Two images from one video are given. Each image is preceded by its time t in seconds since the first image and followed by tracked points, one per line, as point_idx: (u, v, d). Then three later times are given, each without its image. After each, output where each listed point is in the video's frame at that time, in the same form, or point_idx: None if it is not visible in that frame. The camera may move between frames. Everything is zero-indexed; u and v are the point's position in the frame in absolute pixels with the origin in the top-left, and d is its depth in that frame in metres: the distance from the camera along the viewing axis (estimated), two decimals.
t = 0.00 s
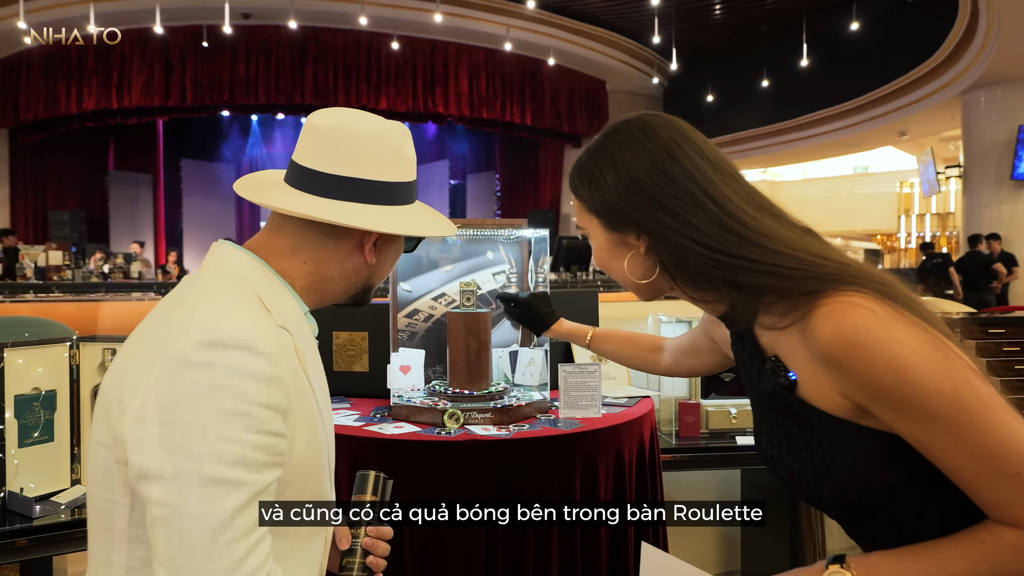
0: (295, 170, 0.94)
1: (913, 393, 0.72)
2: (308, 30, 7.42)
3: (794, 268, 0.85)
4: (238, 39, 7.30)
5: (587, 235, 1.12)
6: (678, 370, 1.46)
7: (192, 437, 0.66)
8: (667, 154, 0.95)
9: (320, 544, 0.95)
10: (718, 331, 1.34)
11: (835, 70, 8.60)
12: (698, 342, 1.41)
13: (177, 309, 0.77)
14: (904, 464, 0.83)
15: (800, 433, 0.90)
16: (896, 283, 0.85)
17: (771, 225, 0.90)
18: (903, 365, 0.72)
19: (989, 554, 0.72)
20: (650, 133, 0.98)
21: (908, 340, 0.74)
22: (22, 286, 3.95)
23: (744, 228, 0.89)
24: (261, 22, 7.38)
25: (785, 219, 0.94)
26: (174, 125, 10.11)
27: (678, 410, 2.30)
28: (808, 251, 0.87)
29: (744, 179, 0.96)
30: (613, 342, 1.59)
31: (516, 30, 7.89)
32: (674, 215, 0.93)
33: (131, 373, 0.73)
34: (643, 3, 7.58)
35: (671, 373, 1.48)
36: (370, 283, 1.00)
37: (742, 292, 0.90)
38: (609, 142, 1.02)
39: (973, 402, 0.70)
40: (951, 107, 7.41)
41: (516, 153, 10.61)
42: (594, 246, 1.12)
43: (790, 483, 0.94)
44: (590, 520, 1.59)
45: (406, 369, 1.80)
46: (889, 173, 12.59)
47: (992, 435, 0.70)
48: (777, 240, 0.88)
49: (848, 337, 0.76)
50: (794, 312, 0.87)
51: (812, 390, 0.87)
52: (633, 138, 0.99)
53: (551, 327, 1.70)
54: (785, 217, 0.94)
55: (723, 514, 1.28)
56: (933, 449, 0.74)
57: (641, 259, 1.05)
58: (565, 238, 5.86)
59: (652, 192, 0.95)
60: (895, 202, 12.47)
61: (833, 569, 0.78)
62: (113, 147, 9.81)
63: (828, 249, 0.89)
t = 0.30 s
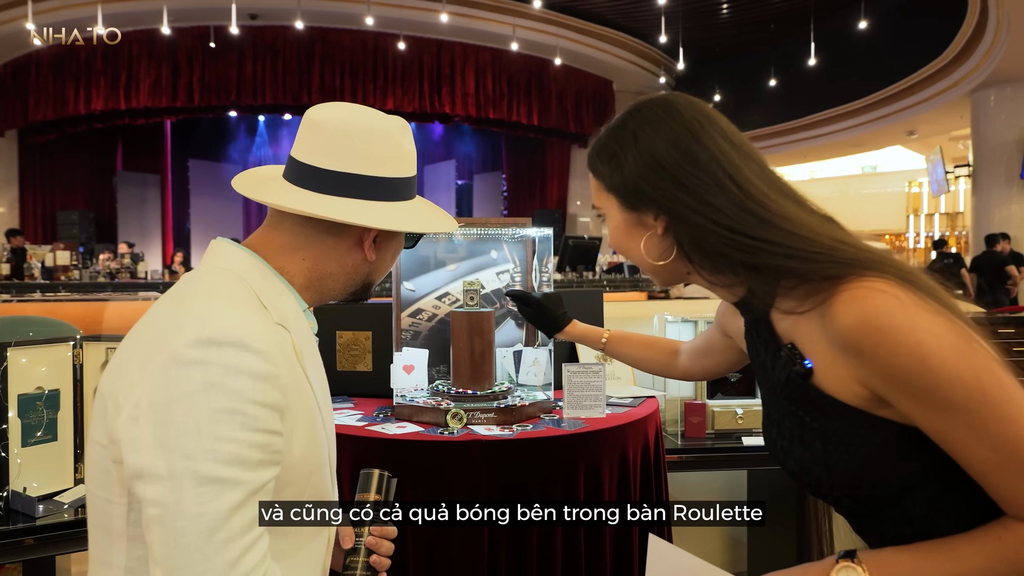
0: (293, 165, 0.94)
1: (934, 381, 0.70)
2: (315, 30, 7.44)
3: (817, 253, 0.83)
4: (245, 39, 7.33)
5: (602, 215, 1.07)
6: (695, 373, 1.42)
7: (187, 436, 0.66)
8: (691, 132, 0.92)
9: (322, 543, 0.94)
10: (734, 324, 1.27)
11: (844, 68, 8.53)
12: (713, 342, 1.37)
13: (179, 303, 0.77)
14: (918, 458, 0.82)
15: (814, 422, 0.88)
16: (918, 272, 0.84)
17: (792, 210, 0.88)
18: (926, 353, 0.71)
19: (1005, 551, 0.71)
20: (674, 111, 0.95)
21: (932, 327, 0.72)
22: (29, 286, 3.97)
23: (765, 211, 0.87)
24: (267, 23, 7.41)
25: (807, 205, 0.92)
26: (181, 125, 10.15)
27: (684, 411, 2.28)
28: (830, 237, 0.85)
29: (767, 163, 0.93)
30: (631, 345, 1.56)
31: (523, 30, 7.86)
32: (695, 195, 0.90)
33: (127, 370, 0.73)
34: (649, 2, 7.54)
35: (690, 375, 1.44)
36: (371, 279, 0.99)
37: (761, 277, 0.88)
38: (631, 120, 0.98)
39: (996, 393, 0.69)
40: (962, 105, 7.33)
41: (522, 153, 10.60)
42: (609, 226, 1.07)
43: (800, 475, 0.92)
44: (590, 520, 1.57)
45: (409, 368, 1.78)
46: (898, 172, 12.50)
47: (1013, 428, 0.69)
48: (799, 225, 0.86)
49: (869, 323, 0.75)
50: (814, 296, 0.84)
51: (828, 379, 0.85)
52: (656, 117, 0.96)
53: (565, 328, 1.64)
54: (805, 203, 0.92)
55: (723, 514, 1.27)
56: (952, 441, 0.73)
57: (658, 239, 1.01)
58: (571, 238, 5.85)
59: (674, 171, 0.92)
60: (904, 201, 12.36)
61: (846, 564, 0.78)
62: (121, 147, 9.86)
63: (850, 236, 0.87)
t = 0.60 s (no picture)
0: (291, 163, 0.93)
1: (970, 364, 0.68)
2: (321, 30, 7.45)
3: (857, 229, 0.80)
4: (250, 40, 7.34)
5: (633, 176, 0.99)
6: (725, 368, 1.35)
7: (182, 435, 0.66)
8: (737, 92, 0.87)
9: (325, 541, 0.93)
10: (758, 307, 1.19)
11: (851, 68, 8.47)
12: (738, 334, 1.30)
13: (175, 303, 0.76)
14: (939, 445, 0.79)
15: (837, 399, 0.85)
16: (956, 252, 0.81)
17: (836, 182, 0.85)
18: (966, 333, 0.68)
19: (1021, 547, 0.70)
20: (723, 71, 0.89)
21: (972, 309, 0.69)
22: (35, 286, 4.00)
23: (806, 180, 0.83)
24: (273, 23, 7.41)
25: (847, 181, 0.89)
26: (188, 125, 10.18)
27: (689, 411, 2.26)
28: (870, 212, 0.82)
29: (812, 134, 0.89)
30: (661, 343, 1.48)
31: (528, 30, 7.85)
32: (736, 156, 0.85)
33: (123, 370, 0.73)
34: (655, 2, 7.52)
35: (721, 373, 1.36)
36: (372, 276, 0.98)
37: (797, 248, 0.84)
38: (675, 77, 0.92)
39: None
40: (971, 104, 7.27)
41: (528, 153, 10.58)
42: (639, 188, 0.99)
43: (815, 456, 0.89)
44: (591, 521, 1.57)
45: (412, 369, 1.78)
46: (906, 172, 12.42)
47: None
48: (841, 198, 0.83)
49: (909, 301, 0.72)
50: (851, 269, 0.81)
51: (855, 358, 0.82)
52: (702, 76, 0.90)
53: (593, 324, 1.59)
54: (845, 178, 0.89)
55: (723, 514, 1.26)
56: (979, 428, 0.71)
57: (694, 203, 0.93)
58: (576, 238, 5.83)
59: (717, 132, 0.86)
60: (912, 201, 12.29)
61: (854, 550, 0.76)
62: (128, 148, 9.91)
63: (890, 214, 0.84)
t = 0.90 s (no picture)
0: (284, 160, 0.93)
1: (1012, 350, 0.66)
2: (325, 30, 7.47)
3: (901, 207, 0.78)
4: (255, 40, 7.36)
5: (666, 139, 0.96)
6: (729, 352, 1.34)
7: (173, 436, 0.65)
8: (784, 56, 0.84)
9: (323, 538, 0.92)
10: (774, 295, 1.16)
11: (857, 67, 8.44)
12: (749, 317, 1.28)
13: (167, 304, 0.75)
14: (961, 434, 0.77)
15: (861, 382, 0.82)
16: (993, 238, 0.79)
17: (880, 158, 0.83)
18: (1010, 319, 0.66)
19: None
20: (772, 35, 0.86)
21: (1017, 295, 0.67)
22: (38, 286, 4.01)
23: (854, 153, 0.81)
24: (277, 23, 7.43)
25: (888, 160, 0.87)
26: (193, 125, 10.21)
27: (692, 412, 2.25)
28: (911, 192, 0.80)
29: (857, 109, 0.87)
30: (662, 329, 1.46)
31: (532, 30, 7.85)
32: (780, 123, 0.82)
33: (116, 371, 0.73)
34: (659, 2, 7.51)
35: (725, 357, 1.36)
36: (368, 273, 0.98)
37: (837, 221, 0.82)
38: (720, 38, 0.89)
39: None
40: (977, 104, 7.25)
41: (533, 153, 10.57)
42: (671, 153, 0.95)
43: (830, 441, 0.86)
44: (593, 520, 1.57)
45: (413, 369, 1.78)
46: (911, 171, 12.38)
47: None
48: (886, 174, 0.81)
49: (950, 284, 0.70)
50: (891, 246, 0.78)
51: (883, 341, 0.80)
52: (750, 39, 0.86)
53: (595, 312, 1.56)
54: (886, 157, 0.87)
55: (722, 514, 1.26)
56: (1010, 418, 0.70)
57: (729, 171, 0.90)
58: (580, 237, 5.79)
59: (764, 98, 0.83)
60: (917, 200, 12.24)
61: (868, 543, 0.74)
62: (133, 148, 9.96)
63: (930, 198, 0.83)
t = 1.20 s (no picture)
0: (272, 154, 0.93)
1: None
2: (328, 30, 7.47)
3: (925, 202, 0.76)
4: (258, 40, 7.35)
5: (675, 132, 0.95)
6: (717, 339, 1.33)
7: (157, 438, 0.66)
8: (800, 45, 0.83)
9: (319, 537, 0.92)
10: (779, 289, 1.15)
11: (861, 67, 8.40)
12: (746, 306, 1.27)
13: (154, 303, 0.76)
14: (978, 436, 0.75)
15: (874, 382, 0.81)
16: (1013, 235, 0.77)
17: (899, 150, 0.82)
18: None
19: None
20: (787, 25, 0.85)
21: None
22: (41, 285, 4.02)
23: (875, 146, 0.80)
24: (280, 23, 7.43)
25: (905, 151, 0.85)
26: (196, 124, 10.22)
27: (693, 411, 2.25)
28: (929, 186, 0.78)
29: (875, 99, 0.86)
30: (643, 316, 1.45)
31: (535, 29, 7.82)
32: (796, 114, 0.81)
33: (102, 371, 0.73)
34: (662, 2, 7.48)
35: (707, 345, 1.35)
36: (359, 269, 0.97)
37: (852, 219, 0.81)
38: (733, 27, 0.88)
39: None
40: (980, 104, 7.21)
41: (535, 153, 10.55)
42: (681, 146, 0.95)
43: (842, 442, 0.85)
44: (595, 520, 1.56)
45: (413, 368, 1.78)
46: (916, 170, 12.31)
47: None
48: (904, 166, 0.79)
49: (971, 284, 0.68)
50: (910, 245, 0.77)
51: (899, 340, 0.79)
52: (765, 29, 0.86)
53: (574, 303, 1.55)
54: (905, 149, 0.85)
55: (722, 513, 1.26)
56: None
57: (744, 165, 0.89)
58: (582, 237, 5.78)
59: (780, 89, 0.82)
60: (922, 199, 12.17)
61: (885, 552, 0.74)
62: (136, 148, 9.97)
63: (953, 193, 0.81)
